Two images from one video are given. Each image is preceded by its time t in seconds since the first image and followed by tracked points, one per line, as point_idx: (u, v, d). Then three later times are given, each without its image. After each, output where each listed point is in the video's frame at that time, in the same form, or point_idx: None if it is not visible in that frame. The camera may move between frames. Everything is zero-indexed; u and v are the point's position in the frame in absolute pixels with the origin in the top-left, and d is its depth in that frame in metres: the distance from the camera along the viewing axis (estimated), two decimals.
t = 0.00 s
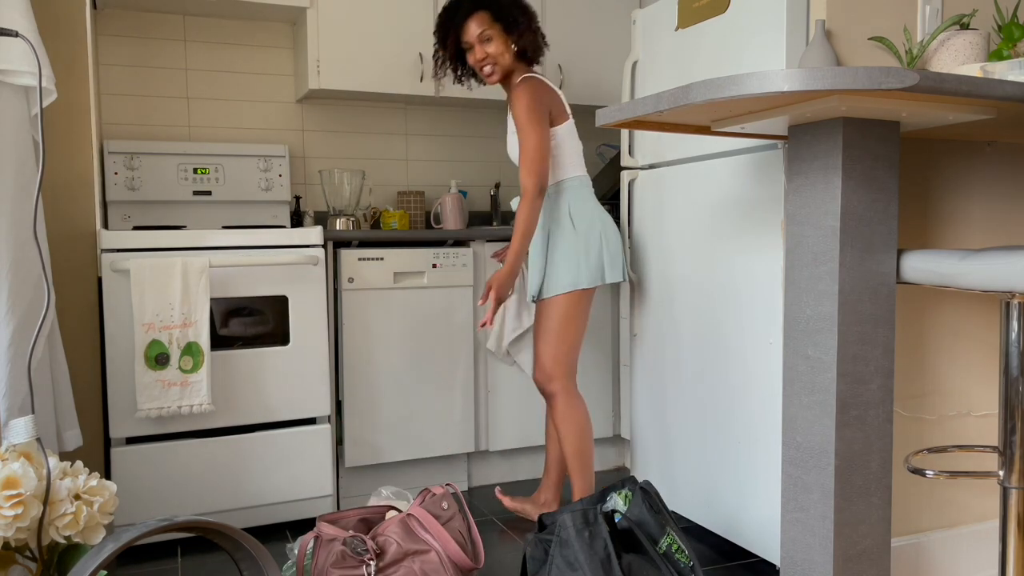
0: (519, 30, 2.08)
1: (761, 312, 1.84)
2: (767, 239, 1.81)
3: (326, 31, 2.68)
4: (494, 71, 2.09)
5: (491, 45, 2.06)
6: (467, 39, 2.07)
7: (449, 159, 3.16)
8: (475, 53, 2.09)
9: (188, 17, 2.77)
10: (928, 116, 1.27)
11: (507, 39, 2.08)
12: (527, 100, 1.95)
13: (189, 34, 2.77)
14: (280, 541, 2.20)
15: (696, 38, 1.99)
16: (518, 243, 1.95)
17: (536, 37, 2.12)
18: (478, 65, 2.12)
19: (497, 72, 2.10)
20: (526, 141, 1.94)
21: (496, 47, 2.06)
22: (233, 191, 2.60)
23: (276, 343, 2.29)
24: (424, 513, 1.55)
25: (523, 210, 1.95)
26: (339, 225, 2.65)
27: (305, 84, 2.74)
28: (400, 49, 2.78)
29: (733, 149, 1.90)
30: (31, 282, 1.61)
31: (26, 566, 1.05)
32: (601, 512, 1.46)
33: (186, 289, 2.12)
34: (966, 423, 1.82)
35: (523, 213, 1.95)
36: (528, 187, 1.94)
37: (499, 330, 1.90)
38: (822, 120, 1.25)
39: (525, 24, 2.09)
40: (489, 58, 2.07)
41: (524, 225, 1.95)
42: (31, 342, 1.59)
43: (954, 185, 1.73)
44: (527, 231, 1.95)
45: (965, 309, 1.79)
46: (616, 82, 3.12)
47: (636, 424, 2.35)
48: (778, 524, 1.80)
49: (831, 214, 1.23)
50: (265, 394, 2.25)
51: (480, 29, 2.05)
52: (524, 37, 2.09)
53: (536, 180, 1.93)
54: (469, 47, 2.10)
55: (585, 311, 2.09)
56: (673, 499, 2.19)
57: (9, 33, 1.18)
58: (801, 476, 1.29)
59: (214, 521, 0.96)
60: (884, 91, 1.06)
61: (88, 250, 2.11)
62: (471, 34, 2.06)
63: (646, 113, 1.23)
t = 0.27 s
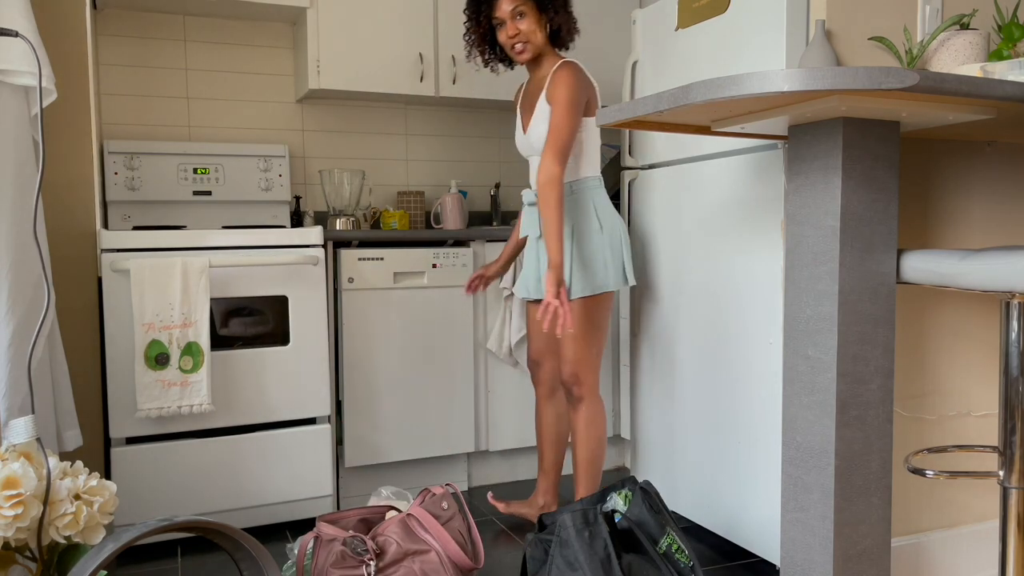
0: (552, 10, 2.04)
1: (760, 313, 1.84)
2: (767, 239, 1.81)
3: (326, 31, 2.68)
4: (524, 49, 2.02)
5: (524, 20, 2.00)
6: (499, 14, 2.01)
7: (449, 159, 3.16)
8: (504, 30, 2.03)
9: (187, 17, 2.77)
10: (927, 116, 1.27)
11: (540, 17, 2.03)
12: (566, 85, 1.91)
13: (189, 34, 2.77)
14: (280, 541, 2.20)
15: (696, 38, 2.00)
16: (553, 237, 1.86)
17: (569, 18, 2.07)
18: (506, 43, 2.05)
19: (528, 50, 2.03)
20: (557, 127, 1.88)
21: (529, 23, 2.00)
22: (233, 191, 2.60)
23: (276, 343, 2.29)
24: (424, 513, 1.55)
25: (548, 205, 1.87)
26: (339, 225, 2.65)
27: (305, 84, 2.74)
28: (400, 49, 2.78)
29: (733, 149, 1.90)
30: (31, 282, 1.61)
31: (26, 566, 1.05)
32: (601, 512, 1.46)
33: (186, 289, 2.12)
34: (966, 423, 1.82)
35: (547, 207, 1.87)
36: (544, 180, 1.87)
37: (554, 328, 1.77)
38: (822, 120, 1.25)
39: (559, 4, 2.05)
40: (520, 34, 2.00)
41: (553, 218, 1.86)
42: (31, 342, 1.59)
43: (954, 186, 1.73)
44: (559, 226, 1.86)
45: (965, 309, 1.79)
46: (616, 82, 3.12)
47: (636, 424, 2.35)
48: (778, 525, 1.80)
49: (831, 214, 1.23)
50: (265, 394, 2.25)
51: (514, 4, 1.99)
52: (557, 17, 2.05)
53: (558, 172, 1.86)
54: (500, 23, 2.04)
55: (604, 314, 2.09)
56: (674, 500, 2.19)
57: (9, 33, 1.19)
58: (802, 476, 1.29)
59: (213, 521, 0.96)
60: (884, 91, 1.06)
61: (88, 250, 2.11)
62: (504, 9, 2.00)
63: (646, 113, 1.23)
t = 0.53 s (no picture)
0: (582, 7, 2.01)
1: (760, 313, 1.84)
2: (767, 239, 1.81)
3: (325, 31, 2.68)
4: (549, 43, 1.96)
5: (552, 13, 1.94)
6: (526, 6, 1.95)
7: (450, 159, 3.16)
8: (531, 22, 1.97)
9: (188, 17, 2.77)
10: (928, 116, 1.27)
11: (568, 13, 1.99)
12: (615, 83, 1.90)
13: (189, 34, 2.77)
14: (280, 541, 2.20)
15: (696, 38, 2.00)
16: (611, 232, 1.84)
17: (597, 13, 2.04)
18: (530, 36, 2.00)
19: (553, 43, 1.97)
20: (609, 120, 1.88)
21: (557, 17, 1.95)
22: (233, 191, 2.60)
23: (276, 343, 2.29)
24: (424, 512, 1.55)
25: (599, 199, 1.88)
26: (339, 225, 2.65)
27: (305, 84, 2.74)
28: (400, 49, 2.78)
29: (733, 149, 1.90)
30: (31, 283, 1.61)
31: (26, 566, 1.05)
32: (601, 512, 1.46)
33: (186, 289, 2.12)
34: (966, 423, 1.82)
35: (598, 200, 1.88)
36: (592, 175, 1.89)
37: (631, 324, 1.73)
38: (822, 120, 1.25)
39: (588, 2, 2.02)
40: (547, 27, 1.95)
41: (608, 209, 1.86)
42: (31, 342, 1.59)
43: (954, 186, 1.73)
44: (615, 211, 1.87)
45: (965, 309, 1.79)
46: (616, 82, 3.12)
47: (636, 425, 2.35)
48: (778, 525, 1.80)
49: (831, 214, 1.23)
50: (265, 394, 2.25)
51: None
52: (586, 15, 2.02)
53: (610, 167, 1.88)
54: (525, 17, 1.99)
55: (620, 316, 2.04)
56: (674, 500, 2.19)
57: (10, 33, 1.19)
58: (801, 476, 1.29)
59: (214, 521, 0.96)
60: (884, 91, 1.06)
61: (88, 250, 2.11)
62: None
63: (646, 113, 1.23)
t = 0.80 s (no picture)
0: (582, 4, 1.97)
1: (760, 313, 1.84)
2: (767, 239, 1.81)
3: (325, 31, 2.68)
4: (554, 43, 1.91)
5: (554, 13, 1.88)
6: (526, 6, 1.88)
7: (450, 159, 3.16)
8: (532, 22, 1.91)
9: (188, 17, 2.77)
10: (928, 116, 1.27)
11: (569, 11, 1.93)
12: (631, 85, 1.94)
13: (189, 34, 2.77)
14: (280, 541, 2.20)
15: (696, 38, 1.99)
16: (655, 237, 1.83)
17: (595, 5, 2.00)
18: (532, 36, 1.93)
19: (558, 43, 1.92)
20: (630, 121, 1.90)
21: (560, 16, 1.89)
22: (233, 191, 2.60)
23: (276, 343, 2.29)
24: (424, 513, 1.55)
25: (636, 194, 1.87)
26: (339, 225, 2.65)
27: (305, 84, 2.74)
28: (401, 49, 2.78)
29: (733, 149, 1.90)
30: (31, 283, 1.61)
31: (26, 566, 1.05)
32: (601, 512, 1.46)
33: (186, 289, 2.11)
34: (966, 423, 1.82)
35: (635, 196, 1.87)
36: (624, 165, 1.89)
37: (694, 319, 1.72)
38: (822, 120, 1.25)
39: None
40: (551, 27, 1.89)
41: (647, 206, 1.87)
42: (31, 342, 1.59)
43: (954, 186, 1.73)
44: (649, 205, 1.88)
45: (965, 309, 1.79)
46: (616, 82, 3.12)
47: (636, 425, 2.35)
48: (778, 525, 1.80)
49: (831, 214, 1.23)
50: (265, 394, 2.25)
51: None
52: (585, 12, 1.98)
53: (640, 157, 1.90)
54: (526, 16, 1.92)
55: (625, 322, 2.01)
56: (674, 500, 2.19)
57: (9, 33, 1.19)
58: (801, 476, 1.29)
59: (214, 521, 0.96)
60: (884, 91, 1.06)
61: (89, 251, 2.11)
62: None
63: (646, 113, 1.23)
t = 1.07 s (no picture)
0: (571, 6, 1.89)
1: (761, 312, 1.84)
2: (767, 239, 1.81)
3: (325, 31, 2.68)
4: (546, 51, 1.85)
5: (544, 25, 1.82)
6: (514, 16, 1.81)
7: (450, 159, 3.16)
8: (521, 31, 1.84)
9: (188, 17, 2.77)
10: (928, 116, 1.27)
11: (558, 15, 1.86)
12: (625, 87, 1.93)
13: (189, 34, 2.77)
14: (280, 541, 2.20)
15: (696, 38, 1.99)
16: (645, 251, 1.87)
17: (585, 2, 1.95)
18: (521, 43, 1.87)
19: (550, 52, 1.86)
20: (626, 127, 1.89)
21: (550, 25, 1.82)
22: (233, 191, 2.60)
23: (276, 343, 2.29)
24: (423, 513, 1.55)
25: (625, 197, 1.89)
26: (339, 225, 2.65)
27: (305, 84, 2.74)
28: (400, 50, 2.78)
29: (733, 149, 1.90)
30: (31, 283, 1.61)
31: (26, 566, 1.05)
32: (601, 512, 1.46)
33: (186, 289, 2.11)
34: (966, 422, 1.82)
35: (623, 200, 1.90)
36: (615, 168, 1.91)
37: (681, 333, 1.79)
38: (822, 120, 1.25)
39: None
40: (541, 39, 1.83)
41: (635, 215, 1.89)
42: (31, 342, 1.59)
43: (954, 186, 1.73)
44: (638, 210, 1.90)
45: (965, 309, 1.79)
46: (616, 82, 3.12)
47: (636, 425, 2.35)
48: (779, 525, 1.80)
49: (831, 213, 1.23)
50: (265, 394, 2.25)
51: (534, 7, 1.79)
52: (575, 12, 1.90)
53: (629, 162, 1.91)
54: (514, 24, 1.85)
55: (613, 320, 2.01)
56: (674, 500, 2.19)
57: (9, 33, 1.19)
58: (801, 476, 1.29)
59: (214, 521, 0.96)
60: (884, 91, 1.06)
61: (88, 251, 2.11)
62: (520, 10, 1.80)
63: (646, 113, 1.23)
